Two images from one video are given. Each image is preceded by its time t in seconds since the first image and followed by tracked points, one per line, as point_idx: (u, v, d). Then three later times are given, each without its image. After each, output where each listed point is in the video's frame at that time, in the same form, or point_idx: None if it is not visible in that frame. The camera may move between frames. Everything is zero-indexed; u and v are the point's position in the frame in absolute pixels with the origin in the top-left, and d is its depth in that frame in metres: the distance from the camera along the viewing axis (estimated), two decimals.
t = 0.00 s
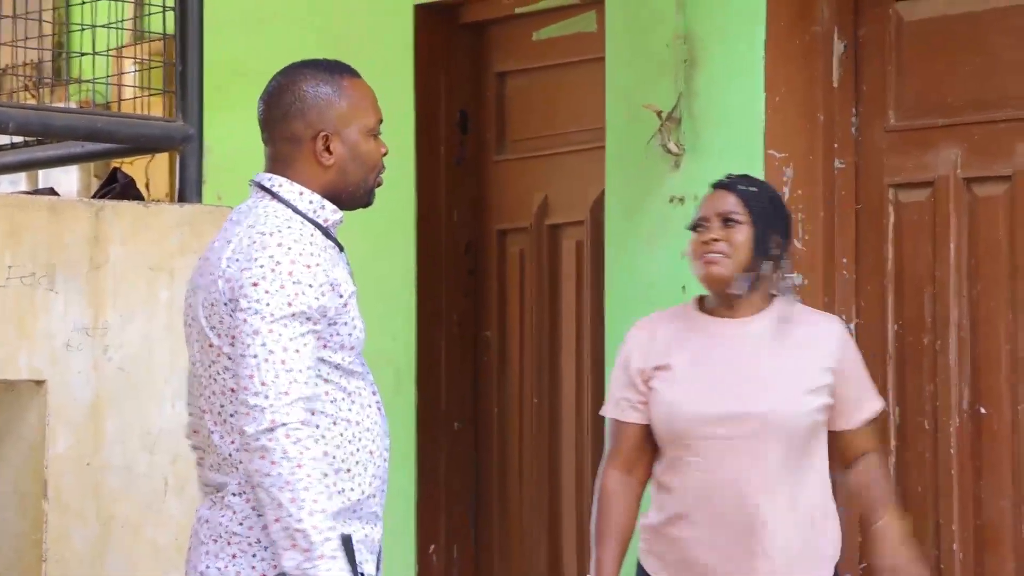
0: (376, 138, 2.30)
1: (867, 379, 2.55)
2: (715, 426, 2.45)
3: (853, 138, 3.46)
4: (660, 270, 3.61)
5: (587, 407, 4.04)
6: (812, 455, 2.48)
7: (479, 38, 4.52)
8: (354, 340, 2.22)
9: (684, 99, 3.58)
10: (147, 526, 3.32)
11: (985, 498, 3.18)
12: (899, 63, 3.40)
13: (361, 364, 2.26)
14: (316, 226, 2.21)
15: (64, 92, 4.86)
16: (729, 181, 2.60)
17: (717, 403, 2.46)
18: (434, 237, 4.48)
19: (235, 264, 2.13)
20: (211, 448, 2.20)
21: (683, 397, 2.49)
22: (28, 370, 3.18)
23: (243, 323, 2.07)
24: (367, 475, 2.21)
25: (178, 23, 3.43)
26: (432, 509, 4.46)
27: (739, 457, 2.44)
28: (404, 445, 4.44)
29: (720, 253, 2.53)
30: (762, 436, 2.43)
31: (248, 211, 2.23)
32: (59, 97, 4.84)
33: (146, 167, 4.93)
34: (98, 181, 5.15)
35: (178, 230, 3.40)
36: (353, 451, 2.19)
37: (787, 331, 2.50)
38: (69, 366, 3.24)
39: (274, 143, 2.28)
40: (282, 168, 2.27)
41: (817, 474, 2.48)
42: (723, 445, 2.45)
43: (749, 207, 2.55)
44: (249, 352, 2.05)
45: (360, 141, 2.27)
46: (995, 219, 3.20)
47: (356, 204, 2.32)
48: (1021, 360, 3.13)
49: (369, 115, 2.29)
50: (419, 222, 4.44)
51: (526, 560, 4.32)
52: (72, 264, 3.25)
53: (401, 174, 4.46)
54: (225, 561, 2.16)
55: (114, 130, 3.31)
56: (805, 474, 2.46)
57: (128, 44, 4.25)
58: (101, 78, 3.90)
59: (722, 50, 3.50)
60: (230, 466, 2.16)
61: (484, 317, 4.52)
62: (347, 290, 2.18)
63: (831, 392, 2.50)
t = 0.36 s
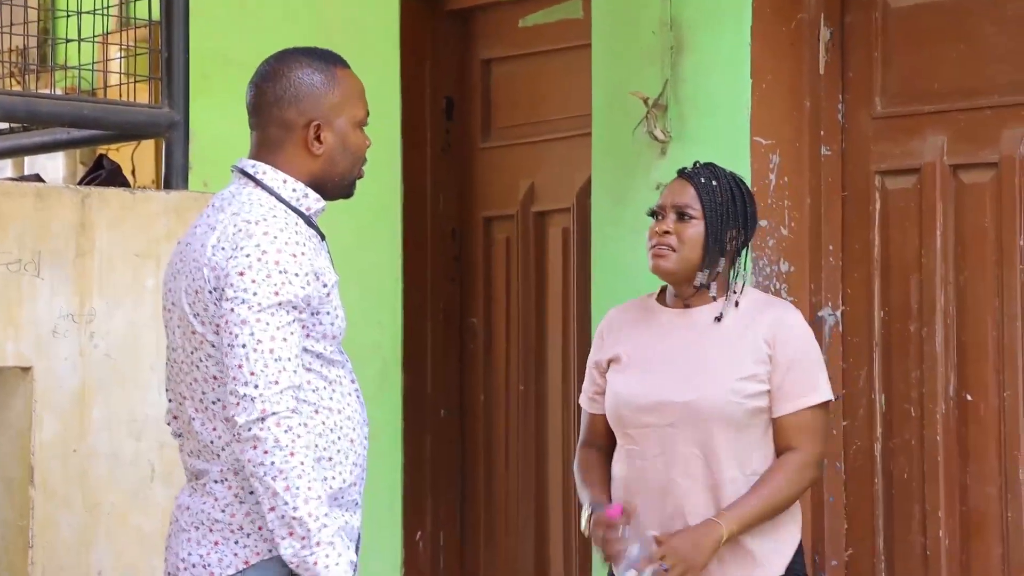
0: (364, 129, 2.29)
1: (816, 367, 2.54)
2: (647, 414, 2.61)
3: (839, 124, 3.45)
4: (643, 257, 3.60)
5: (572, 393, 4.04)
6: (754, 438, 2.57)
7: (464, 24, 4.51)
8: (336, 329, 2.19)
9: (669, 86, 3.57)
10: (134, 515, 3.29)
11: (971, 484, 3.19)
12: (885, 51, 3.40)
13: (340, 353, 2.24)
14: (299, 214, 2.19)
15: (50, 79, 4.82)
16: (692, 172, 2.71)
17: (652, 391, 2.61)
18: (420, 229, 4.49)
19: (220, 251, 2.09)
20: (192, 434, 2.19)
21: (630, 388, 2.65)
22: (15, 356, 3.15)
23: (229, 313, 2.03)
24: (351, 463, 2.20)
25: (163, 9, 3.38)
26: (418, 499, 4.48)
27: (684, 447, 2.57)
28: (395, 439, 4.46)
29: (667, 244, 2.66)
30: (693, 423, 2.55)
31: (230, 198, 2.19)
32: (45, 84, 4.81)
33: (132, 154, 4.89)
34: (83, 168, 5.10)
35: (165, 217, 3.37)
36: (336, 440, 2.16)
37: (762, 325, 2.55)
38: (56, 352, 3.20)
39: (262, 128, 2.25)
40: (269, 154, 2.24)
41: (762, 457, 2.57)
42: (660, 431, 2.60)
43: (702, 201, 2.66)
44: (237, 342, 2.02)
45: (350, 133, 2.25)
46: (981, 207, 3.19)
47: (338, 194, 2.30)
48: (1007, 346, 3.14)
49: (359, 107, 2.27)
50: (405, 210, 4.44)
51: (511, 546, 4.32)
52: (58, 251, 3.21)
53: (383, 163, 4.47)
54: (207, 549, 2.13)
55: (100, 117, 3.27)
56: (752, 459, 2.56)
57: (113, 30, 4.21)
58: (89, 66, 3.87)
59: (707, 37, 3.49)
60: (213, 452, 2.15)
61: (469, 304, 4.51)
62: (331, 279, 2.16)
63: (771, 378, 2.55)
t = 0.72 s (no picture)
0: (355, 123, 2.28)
1: (839, 355, 2.39)
2: (659, 402, 2.51)
3: (834, 117, 3.45)
4: (639, 249, 3.60)
5: (569, 385, 4.05)
6: (778, 429, 2.43)
7: (460, 17, 4.50)
8: (327, 321, 2.18)
9: (665, 78, 3.56)
10: (129, 509, 3.28)
11: (966, 477, 3.20)
12: (881, 43, 3.39)
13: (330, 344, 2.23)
14: (287, 206, 2.18)
15: (44, 72, 4.80)
16: (706, 168, 2.58)
17: (663, 377, 2.51)
18: (416, 223, 4.48)
19: (211, 245, 2.08)
20: (182, 427, 2.18)
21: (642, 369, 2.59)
22: (9, 349, 3.14)
23: (223, 308, 2.03)
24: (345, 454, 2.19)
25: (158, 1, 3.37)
26: (413, 493, 4.47)
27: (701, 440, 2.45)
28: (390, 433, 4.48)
29: (670, 241, 2.58)
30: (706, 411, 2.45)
31: (218, 191, 2.18)
32: (38, 77, 4.78)
33: (127, 147, 4.87)
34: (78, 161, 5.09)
35: (159, 210, 3.36)
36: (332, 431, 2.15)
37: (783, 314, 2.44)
38: (51, 345, 3.19)
39: (251, 119, 2.24)
40: (260, 146, 2.23)
41: (785, 449, 2.43)
42: (672, 419, 2.49)
43: (706, 200, 2.54)
44: (233, 336, 2.02)
45: (339, 126, 2.24)
46: (977, 198, 3.21)
47: (327, 187, 2.29)
48: (1002, 338, 3.16)
49: (348, 101, 2.25)
50: (401, 204, 4.46)
51: (507, 538, 4.32)
52: (52, 243, 3.20)
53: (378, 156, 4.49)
54: (198, 541, 2.13)
55: (95, 110, 3.26)
56: (772, 449, 2.43)
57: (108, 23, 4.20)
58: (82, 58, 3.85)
59: (703, 29, 3.48)
60: (203, 445, 2.14)
61: (465, 297, 4.52)
62: (322, 271, 2.15)
63: (791, 367, 2.42)
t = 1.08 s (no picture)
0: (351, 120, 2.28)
1: (894, 347, 2.34)
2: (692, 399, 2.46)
3: (832, 112, 3.45)
4: (639, 245, 3.60)
5: (566, 381, 4.06)
6: (835, 429, 2.38)
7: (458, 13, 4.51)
8: (321, 319, 2.18)
9: (663, 74, 3.56)
10: (126, 503, 3.29)
11: (962, 473, 3.21)
12: (879, 39, 3.39)
13: (325, 341, 2.23)
14: (284, 203, 2.17)
15: (41, 67, 4.80)
16: (741, 151, 2.49)
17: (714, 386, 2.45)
18: (414, 218, 4.47)
19: (204, 240, 2.08)
20: (177, 422, 2.18)
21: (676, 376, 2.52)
22: (7, 344, 3.14)
23: (211, 303, 2.03)
24: (333, 453, 2.18)
25: None
26: (411, 488, 4.45)
27: (754, 445, 2.41)
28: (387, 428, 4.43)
29: (705, 229, 2.49)
30: (760, 416, 2.40)
31: (215, 187, 2.18)
32: (36, 72, 4.78)
33: (125, 142, 4.87)
34: (75, 157, 5.09)
35: (157, 206, 3.36)
36: (321, 429, 2.15)
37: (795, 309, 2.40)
38: (49, 340, 3.19)
39: (248, 114, 2.24)
40: (256, 141, 2.23)
41: (846, 449, 2.38)
42: (728, 427, 2.44)
43: (739, 183, 2.45)
44: (219, 332, 2.02)
45: (336, 122, 2.24)
46: (975, 193, 3.20)
47: (324, 185, 2.29)
48: (999, 335, 3.15)
49: (346, 98, 2.26)
50: (399, 201, 4.43)
51: (504, 533, 4.33)
52: (51, 239, 3.21)
53: (374, 155, 4.45)
54: (194, 537, 2.13)
55: (92, 105, 3.25)
56: (832, 450, 2.37)
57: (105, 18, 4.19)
58: (80, 53, 3.85)
59: (701, 24, 3.48)
60: (198, 441, 2.14)
61: (462, 292, 4.52)
62: (315, 269, 2.15)
63: (844, 364, 2.37)
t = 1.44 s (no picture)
0: (344, 117, 2.27)
1: (902, 344, 2.39)
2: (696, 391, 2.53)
3: (829, 109, 3.45)
4: (637, 242, 3.60)
5: (565, 376, 4.08)
6: (838, 423, 2.43)
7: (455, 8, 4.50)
8: (314, 316, 2.18)
9: (660, 70, 3.57)
10: (123, 499, 3.28)
11: (959, 469, 3.21)
12: (875, 35, 3.39)
13: (318, 337, 2.23)
14: (276, 199, 2.18)
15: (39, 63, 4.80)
16: (755, 147, 2.59)
17: (715, 372, 2.52)
18: (410, 215, 4.46)
19: (196, 238, 2.08)
20: (170, 420, 2.18)
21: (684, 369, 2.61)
22: (5, 341, 3.15)
23: (205, 301, 2.03)
24: (329, 448, 2.19)
25: None
26: (408, 485, 4.44)
27: (746, 431, 2.48)
28: (386, 423, 4.40)
29: (720, 225, 2.60)
30: (756, 403, 2.46)
31: (205, 184, 2.18)
32: (33, 69, 4.79)
33: (122, 139, 4.88)
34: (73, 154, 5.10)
35: (154, 202, 3.35)
36: (316, 425, 2.15)
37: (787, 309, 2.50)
38: (45, 337, 3.20)
39: (240, 110, 2.24)
40: (250, 137, 2.23)
41: (849, 444, 2.43)
42: (726, 413, 2.51)
43: (753, 180, 2.56)
44: (214, 330, 2.02)
45: (328, 119, 2.24)
46: (972, 190, 3.21)
47: (316, 181, 2.29)
48: (996, 332, 3.16)
49: (339, 94, 2.25)
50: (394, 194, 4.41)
51: (502, 530, 4.33)
52: (48, 235, 3.21)
53: (371, 151, 4.43)
54: (188, 534, 2.13)
55: (90, 102, 3.25)
56: (835, 445, 2.42)
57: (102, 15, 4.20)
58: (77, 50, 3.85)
59: (699, 21, 3.48)
60: (191, 438, 2.14)
61: (460, 289, 4.52)
62: (308, 265, 2.15)
63: (850, 358, 2.43)
